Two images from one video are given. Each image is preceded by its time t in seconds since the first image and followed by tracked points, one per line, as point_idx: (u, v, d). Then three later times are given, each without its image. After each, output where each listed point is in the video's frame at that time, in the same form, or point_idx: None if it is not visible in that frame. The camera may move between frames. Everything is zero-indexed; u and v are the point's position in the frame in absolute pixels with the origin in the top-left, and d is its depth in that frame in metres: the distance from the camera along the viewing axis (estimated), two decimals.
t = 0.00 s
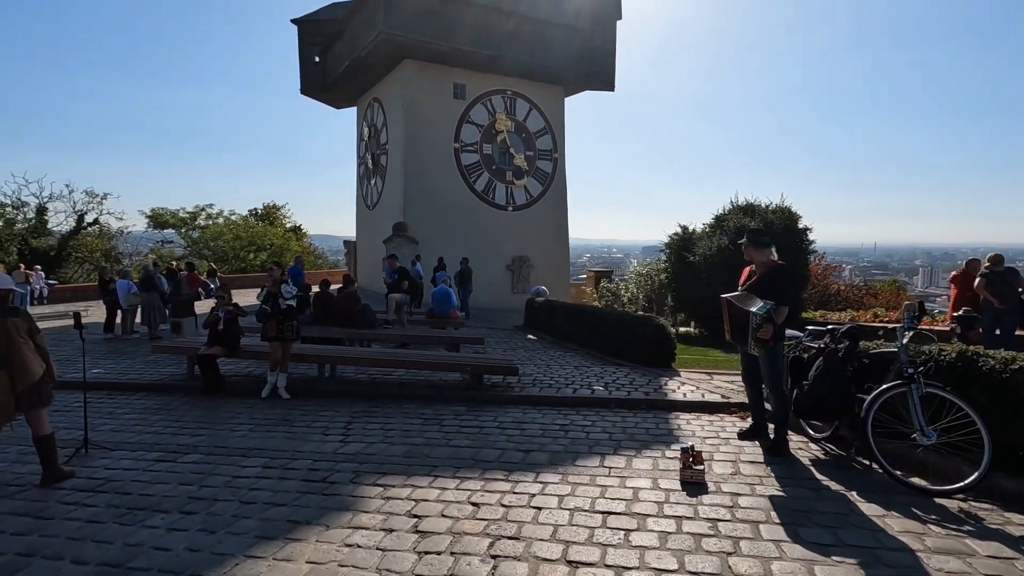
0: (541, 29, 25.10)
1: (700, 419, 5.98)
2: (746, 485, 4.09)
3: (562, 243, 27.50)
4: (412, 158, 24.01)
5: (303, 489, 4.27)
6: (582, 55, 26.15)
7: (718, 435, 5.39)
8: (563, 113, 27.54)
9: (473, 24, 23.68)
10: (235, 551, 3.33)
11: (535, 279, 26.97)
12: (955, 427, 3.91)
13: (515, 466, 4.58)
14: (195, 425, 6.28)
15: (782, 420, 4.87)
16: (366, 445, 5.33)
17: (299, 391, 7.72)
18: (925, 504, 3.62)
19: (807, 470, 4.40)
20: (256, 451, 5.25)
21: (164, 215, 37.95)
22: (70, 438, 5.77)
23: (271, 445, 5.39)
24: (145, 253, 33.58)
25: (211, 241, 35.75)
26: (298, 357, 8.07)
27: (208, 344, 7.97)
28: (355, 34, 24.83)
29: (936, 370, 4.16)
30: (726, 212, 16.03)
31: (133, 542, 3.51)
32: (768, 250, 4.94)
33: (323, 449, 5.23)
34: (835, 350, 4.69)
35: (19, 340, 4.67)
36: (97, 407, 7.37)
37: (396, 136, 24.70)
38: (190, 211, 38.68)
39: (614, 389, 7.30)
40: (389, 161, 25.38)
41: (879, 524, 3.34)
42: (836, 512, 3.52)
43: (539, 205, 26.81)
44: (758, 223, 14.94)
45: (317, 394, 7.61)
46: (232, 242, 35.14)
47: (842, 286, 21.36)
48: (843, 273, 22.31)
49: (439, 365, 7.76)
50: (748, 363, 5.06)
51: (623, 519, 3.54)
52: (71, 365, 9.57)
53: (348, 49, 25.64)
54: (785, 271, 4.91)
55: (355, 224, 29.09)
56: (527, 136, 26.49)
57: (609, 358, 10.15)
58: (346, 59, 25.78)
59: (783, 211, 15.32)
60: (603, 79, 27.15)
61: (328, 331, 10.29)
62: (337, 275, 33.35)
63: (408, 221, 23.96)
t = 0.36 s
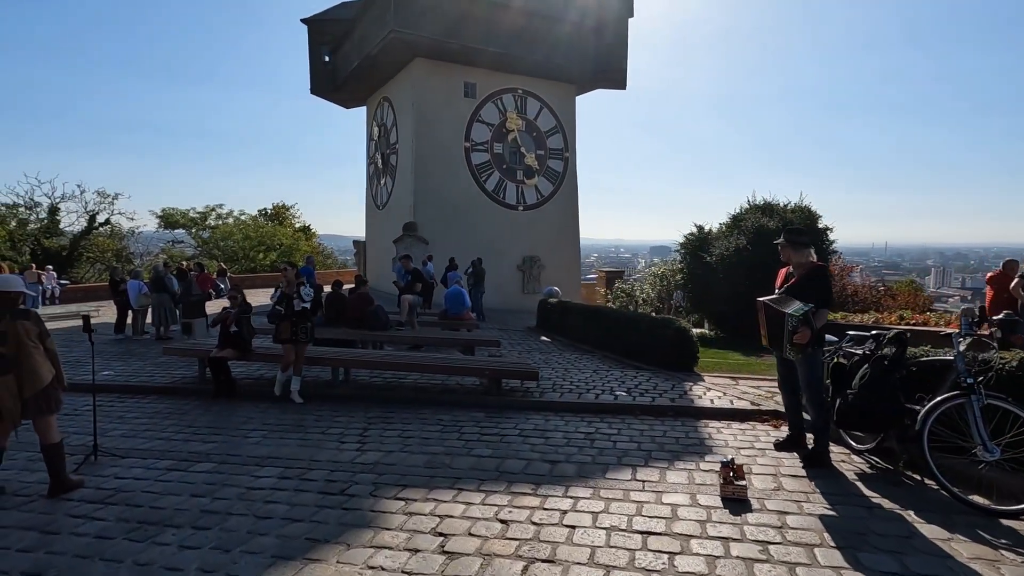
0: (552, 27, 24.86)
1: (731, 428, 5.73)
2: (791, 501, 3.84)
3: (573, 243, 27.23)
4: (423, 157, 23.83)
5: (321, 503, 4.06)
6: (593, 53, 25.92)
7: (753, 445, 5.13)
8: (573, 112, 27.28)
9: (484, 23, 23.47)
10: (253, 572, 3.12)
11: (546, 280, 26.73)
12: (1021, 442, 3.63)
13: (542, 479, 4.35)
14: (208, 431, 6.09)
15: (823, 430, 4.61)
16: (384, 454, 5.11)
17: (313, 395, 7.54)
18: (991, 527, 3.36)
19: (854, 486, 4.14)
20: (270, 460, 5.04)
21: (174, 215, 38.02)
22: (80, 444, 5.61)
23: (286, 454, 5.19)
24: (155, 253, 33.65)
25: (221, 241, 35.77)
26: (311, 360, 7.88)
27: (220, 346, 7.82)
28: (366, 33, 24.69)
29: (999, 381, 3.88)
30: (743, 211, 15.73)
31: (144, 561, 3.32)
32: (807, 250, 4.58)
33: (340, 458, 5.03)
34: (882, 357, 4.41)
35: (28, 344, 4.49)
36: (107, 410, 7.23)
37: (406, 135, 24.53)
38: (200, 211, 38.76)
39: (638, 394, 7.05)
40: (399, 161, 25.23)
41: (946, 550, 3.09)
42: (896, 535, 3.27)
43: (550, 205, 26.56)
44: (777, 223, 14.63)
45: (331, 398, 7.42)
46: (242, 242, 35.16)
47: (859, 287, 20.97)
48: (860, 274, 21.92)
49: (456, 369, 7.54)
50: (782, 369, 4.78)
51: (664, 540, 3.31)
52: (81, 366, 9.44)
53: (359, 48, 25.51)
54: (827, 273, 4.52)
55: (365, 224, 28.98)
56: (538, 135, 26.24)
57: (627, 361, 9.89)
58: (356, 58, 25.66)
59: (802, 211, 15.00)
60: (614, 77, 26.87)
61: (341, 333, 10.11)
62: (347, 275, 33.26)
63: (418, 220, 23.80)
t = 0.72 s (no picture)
0: (559, 27, 24.63)
1: (758, 436, 5.45)
2: (836, 518, 3.56)
3: (579, 246, 26.95)
4: (428, 158, 23.60)
5: (329, 518, 3.78)
6: (600, 54, 25.68)
7: (785, 455, 4.85)
8: (579, 113, 27.04)
9: (490, 23, 23.26)
10: None
11: (552, 282, 26.45)
12: None
13: (564, 493, 4.07)
14: (208, 439, 5.84)
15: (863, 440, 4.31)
16: (395, 465, 4.83)
17: (318, 400, 7.28)
18: None
19: (901, 502, 3.85)
20: (274, 470, 4.77)
21: (178, 217, 37.84)
22: (75, 452, 5.36)
23: (291, 463, 4.93)
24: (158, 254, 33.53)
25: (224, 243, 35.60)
26: (316, 364, 7.63)
27: (222, 349, 7.56)
28: (370, 33, 24.51)
29: None
30: (755, 211, 15.44)
31: None
32: (847, 249, 4.27)
33: (348, 468, 4.77)
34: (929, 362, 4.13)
35: (21, 345, 4.23)
36: (105, 416, 6.98)
37: (411, 136, 24.30)
38: (203, 213, 38.64)
39: (657, 400, 6.76)
40: (403, 161, 25.01)
41: None
42: (959, 559, 2.99)
43: (555, 207, 26.30)
44: (791, 224, 14.31)
45: (336, 404, 7.14)
46: (245, 244, 35.01)
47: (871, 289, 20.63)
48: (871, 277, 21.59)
49: (466, 374, 7.27)
50: (818, 373, 4.44)
51: (705, 564, 3.03)
52: (81, 370, 9.20)
53: (363, 48, 25.32)
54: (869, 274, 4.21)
55: (369, 225, 28.76)
56: (543, 136, 26.00)
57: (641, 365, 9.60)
58: (360, 59, 25.47)
59: (815, 211, 14.68)
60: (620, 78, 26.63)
61: (346, 335, 9.85)
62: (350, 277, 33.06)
63: (422, 222, 23.56)
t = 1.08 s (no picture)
0: (563, 25, 24.41)
1: (783, 444, 5.23)
2: (880, 535, 3.33)
3: (583, 245, 26.71)
4: (431, 156, 23.35)
5: (339, 535, 3.56)
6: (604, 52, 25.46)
7: (814, 465, 4.63)
8: (583, 112, 26.81)
9: (494, 21, 23.03)
10: None
11: (556, 282, 26.22)
12: None
13: (587, 508, 3.85)
14: (210, 446, 5.61)
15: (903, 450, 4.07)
16: (406, 475, 4.61)
17: (323, 405, 7.06)
18: None
19: (946, 518, 3.63)
20: (279, 481, 4.55)
21: (178, 216, 37.60)
22: (72, 460, 5.15)
23: (297, 473, 4.71)
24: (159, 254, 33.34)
25: (225, 242, 35.37)
26: (321, 366, 7.42)
27: (224, 352, 7.33)
28: (373, 31, 24.28)
29: None
30: (765, 210, 15.23)
31: None
32: (892, 249, 3.87)
33: (357, 479, 4.55)
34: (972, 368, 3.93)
35: (10, 348, 4.00)
36: (104, 420, 6.76)
37: (414, 134, 24.07)
38: (204, 212, 38.41)
39: (673, 406, 6.53)
40: (406, 160, 24.77)
41: None
42: None
43: (559, 206, 26.07)
44: (801, 223, 14.10)
45: (342, 409, 6.92)
46: (246, 243, 34.82)
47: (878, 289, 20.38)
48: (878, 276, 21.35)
49: (476, 378, 7.04)
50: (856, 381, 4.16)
51: None
52: (80, 372, 8.98)
53: (366, 46, 25.11)
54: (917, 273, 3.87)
55: (371, 224, 28.53)
56: (547, 135, 25.77)
57: (653, 368, 9.38)
58: (363, 56, 25.24)
59: (826, 210, 14.46)
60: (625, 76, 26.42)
61: (351, 337, 9.62)
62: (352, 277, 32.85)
63: (425, 221, 23.33)
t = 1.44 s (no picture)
0: (572, 22, 24.21)
1: (818, 448, 5.04)
2: (940, 549, 3.14)
3: (591, 245, 26.49)
4: (438, 154, 23.18)
5: (364, 544, 3.39)
6: (613, 49, 25.25)
7: (855, 471, 4.43)
8: (592, 110, 26.61)
9: (502, 18, 22.84)
10: None
11: (563, 281, 26.03)
12: None
13: (622, 516, 3.66)
14: (223, 449, 5.44)
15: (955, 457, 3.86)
16: (428, 480, 4.43)
17: (337, 406, 6.90)
18: None
19: (1005, 528, 3.44)
20: (297, 486, 4.37)
21: (184, 215, 37.56)
22: (82, 463, 4.99)
23: (316, 477, 4.54)
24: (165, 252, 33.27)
25: (231, 241, 35.31)
26: (335, 366, 7.24)
27: (235, 351, 7.25)
28: (380, 28, 24.12)
29: None
30: (779, 209, 15.02)
31: None
32: (961, 249, 3.68)
33: (379, 484, 4.37)
34: None
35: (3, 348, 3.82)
36: (113, 421, 6.61)
37: (421, 132, 23.90)
38: (210, 211, 38.33)
39: (699, 407, 6.33)
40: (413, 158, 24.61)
41: None
42: None
43: (567, 204, 25.87)
44: (817, 222, 13.86)
45: (356, 410, 6.73)
46: (252, 242, 34.74)
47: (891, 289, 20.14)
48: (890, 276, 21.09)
49: (493, 379, 6.86)
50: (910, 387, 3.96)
51: None
52: (88, 371, 8.84)
53: (373, 44, 24.96)
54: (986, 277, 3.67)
55: (378, 223, 28.38)
56: (555, 133, 25.57)
57: (671, 368, 9.17)
58: (370, 54, 25.10)
59: (842, 208, 14.23)
60: (633, 74, 26.20)
61: (362, 337, 9.46)
62: (358, 276, 32.75)
63: (432, 220, 23.15)
